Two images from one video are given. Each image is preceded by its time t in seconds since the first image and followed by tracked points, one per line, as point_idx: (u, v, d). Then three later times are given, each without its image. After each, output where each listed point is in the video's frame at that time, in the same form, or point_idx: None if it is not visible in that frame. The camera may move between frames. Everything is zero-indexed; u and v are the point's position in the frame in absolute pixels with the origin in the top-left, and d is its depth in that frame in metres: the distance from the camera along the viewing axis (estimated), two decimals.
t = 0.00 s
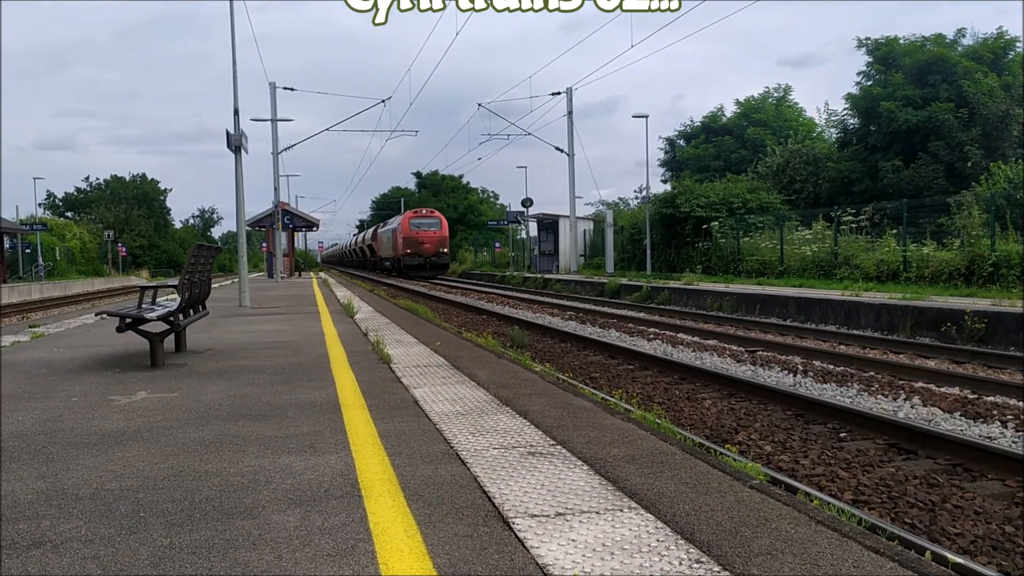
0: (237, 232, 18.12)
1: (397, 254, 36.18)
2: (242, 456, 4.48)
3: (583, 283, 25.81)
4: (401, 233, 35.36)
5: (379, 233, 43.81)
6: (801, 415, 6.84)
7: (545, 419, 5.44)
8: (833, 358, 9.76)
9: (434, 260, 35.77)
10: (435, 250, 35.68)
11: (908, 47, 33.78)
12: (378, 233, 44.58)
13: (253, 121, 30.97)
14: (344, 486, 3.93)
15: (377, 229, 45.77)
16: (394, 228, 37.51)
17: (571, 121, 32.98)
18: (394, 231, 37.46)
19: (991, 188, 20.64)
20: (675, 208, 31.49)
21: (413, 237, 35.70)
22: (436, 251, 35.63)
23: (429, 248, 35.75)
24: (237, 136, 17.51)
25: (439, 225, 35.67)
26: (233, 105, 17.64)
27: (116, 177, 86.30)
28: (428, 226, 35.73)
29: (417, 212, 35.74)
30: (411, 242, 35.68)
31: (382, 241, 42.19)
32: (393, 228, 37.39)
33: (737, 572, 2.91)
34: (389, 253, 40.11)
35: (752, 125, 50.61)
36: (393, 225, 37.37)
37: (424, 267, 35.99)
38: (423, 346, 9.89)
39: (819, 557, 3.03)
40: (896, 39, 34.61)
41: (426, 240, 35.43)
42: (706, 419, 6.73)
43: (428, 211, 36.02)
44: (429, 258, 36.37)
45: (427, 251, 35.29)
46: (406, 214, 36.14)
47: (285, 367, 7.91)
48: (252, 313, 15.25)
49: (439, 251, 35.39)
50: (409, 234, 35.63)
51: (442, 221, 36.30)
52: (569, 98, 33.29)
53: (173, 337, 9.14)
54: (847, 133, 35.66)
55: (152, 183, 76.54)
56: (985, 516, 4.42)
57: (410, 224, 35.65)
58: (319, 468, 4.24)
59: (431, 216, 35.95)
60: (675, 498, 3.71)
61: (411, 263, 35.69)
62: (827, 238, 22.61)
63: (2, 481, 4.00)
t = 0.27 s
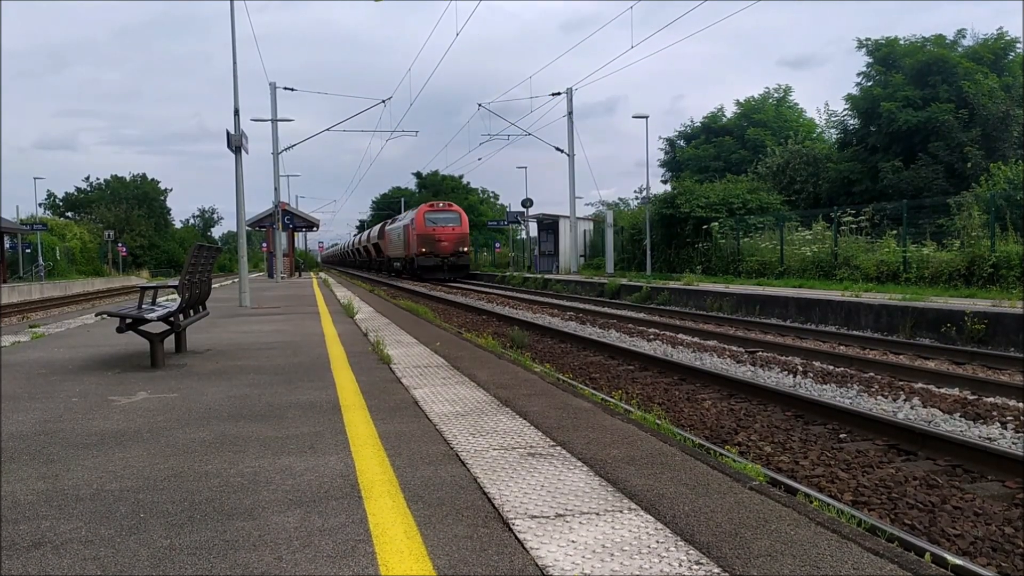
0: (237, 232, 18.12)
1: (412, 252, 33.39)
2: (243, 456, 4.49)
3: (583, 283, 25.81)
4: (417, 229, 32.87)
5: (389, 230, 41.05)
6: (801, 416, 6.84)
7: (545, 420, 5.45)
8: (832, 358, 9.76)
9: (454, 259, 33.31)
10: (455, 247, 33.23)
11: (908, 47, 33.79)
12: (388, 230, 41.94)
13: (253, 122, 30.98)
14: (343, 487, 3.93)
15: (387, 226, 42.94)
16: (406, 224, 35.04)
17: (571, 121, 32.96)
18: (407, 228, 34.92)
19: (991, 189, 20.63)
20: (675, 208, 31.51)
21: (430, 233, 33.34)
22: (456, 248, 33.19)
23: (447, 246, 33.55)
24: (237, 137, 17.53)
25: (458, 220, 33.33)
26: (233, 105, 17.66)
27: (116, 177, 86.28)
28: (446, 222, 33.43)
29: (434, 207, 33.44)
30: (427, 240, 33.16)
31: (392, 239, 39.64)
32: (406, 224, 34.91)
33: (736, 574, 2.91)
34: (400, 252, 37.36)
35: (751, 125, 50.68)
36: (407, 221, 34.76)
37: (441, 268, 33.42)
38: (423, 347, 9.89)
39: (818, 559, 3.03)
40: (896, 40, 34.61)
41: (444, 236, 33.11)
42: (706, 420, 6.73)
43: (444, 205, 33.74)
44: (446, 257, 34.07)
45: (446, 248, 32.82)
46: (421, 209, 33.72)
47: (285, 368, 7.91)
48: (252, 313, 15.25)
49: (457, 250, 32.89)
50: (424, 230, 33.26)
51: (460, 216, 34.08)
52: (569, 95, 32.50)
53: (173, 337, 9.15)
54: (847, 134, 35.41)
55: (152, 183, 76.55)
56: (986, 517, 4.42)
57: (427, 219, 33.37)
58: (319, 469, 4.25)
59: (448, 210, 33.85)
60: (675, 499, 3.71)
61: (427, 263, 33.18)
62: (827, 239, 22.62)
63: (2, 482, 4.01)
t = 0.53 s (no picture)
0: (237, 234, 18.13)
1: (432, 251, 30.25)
2: (243, 459, 4.49)
3: (583, 286, 25.82)
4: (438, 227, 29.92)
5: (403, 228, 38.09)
6: (801, 418, 6.84)
7: (544, 422, 5.45)
8: (832, 361, 9.75)
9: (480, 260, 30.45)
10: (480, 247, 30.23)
11: (908, 50, 33.81)
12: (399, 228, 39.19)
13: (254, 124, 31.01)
14: (343, 490, 3.93)
15: (399, 223, 40.23)
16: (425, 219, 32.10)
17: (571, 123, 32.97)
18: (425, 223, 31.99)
19: (992, 191, 20.62)
20: (675, 210, 31.51)
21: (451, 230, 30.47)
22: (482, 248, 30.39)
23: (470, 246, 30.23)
24: (237, 139, 17.55)
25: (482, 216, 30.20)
26: (234, 107, 17.68)
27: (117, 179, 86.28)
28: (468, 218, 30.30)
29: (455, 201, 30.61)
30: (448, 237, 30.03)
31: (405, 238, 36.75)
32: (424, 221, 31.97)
33: None
34: (416, 252, 34.12)
35: (752, 128, 50.71)
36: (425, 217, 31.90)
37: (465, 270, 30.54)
38: (424, 349, 9.89)
39: (818, 563, 3.03)
40: (896, 42, 34.59)
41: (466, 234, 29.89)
42: (706, 422, 6.74)
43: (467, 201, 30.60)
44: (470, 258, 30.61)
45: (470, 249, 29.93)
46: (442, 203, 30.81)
47: (285, 370, 7.92)
48: (253, 315, 15.27)
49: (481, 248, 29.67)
50: (445, 227, 30.32)
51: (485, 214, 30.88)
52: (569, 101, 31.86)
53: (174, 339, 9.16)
54: (847, 136, 35.42)
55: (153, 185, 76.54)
56: (985, 520, 4.42)
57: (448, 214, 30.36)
58: (319, 472, 4.24)
59: (472, 204, 30.98)
60: (674, 502, 3.72)
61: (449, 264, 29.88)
62: (827, 241, 22.63)
63: (2, 484, 4.02)
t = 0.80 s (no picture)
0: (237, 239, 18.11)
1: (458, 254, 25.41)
2: (243, 464, 4.49)
3: (583, 291, 25.82)
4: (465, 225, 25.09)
5: (420, 226, 33.38)
6: (801, 425, 6.83)
7: (544, 428, 5.45)
8: (832, 367, 9.75)
9: (514, 264, 25.67)
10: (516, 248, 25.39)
11: (908, 56, 33.91)
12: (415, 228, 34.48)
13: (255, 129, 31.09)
14: (343, 496, 3.93)
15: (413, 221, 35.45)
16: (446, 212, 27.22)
17: (571, 129, 33.01)
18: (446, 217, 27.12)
19: (992, 198, 20.63)
20: (676, 215, 31.51)
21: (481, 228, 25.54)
22: (518, 250, 25.62)
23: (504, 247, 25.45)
24: (238, 143, 17.58)
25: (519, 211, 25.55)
26: (235, 111, 17.74)
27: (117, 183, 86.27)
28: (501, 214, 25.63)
29: (485, 193, 25.78)
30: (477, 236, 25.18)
31: (424, 236, 32.16)
32: (446, 215, 27.09)
33: None
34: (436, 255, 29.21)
35: (752, 134, 50.77)
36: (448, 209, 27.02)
37: (497, 277, 25.88)
38: (424, 354, 9.90)
39: (818, 571, 3.03)
40: (896, 49, 34.66)
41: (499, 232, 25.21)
42: (707, 428, 6.72)
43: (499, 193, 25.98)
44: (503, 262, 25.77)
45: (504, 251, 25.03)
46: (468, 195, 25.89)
47: (285, 375, 7.92)
48: (253, 320, 15.25)
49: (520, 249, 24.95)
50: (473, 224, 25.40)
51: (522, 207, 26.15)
52: (569, 103, 32.01)
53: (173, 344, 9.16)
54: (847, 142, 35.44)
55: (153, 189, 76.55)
56: (986, 527, 4.41)
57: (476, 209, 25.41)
58: (319, 477, 4.24)
59: (505, 198, 26.07)
60: (674, 509, 3.71)
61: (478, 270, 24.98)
62: (827, 247, 22.64)
63: (2, 489, 4.01)
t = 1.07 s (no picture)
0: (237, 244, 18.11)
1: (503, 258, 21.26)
2: (243, 470, 4.49)
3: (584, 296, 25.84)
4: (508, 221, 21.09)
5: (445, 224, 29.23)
6: (801, 431, 6.83)
7: (544, 435, 5.44)
8: (832, 373, 9.75)
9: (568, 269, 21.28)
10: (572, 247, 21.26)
11: (908, 62, 34.02)
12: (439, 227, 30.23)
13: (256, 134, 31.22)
14: (343, 503, 3.92)
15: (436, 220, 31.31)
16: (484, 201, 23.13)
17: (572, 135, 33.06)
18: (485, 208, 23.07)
19: (992, 204, 20.63)
20: (676, 221, 31.52)
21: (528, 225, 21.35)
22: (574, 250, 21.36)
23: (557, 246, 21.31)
24: (238, 149, 17.62)
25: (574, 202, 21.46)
26: (237, 117, 17.80)
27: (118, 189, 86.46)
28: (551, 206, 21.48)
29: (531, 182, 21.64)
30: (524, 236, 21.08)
31: (451, 232, 28.10)
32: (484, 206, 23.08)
33: None
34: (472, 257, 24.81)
35: (752, 140, 50.86)
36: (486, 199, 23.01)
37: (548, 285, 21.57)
38: (423, 359, 9.90)
39: None
40: (896, 55, 34.76)
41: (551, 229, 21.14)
42: (707, 434, 6.72)
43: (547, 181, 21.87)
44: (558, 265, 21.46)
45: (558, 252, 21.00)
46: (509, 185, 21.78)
47: (285, 380, 7.92)
48: (253, 325, 15.27)
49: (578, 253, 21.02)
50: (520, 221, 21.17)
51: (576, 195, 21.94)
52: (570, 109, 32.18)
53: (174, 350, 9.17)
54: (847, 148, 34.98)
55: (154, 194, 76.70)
56: (986, 534, 4.41)
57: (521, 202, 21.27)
58: (319, 484, 4.24)
59: (555, 185, 21.88)
60: (675, 516, 3.71)
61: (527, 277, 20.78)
62: (828, 253, 22.64)
63: (2, 495, 4.02)
